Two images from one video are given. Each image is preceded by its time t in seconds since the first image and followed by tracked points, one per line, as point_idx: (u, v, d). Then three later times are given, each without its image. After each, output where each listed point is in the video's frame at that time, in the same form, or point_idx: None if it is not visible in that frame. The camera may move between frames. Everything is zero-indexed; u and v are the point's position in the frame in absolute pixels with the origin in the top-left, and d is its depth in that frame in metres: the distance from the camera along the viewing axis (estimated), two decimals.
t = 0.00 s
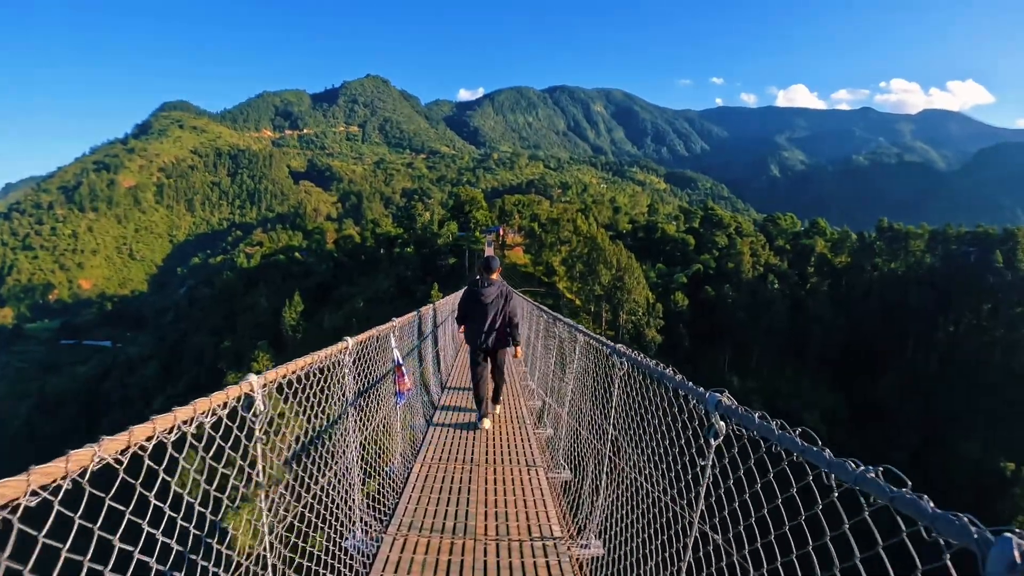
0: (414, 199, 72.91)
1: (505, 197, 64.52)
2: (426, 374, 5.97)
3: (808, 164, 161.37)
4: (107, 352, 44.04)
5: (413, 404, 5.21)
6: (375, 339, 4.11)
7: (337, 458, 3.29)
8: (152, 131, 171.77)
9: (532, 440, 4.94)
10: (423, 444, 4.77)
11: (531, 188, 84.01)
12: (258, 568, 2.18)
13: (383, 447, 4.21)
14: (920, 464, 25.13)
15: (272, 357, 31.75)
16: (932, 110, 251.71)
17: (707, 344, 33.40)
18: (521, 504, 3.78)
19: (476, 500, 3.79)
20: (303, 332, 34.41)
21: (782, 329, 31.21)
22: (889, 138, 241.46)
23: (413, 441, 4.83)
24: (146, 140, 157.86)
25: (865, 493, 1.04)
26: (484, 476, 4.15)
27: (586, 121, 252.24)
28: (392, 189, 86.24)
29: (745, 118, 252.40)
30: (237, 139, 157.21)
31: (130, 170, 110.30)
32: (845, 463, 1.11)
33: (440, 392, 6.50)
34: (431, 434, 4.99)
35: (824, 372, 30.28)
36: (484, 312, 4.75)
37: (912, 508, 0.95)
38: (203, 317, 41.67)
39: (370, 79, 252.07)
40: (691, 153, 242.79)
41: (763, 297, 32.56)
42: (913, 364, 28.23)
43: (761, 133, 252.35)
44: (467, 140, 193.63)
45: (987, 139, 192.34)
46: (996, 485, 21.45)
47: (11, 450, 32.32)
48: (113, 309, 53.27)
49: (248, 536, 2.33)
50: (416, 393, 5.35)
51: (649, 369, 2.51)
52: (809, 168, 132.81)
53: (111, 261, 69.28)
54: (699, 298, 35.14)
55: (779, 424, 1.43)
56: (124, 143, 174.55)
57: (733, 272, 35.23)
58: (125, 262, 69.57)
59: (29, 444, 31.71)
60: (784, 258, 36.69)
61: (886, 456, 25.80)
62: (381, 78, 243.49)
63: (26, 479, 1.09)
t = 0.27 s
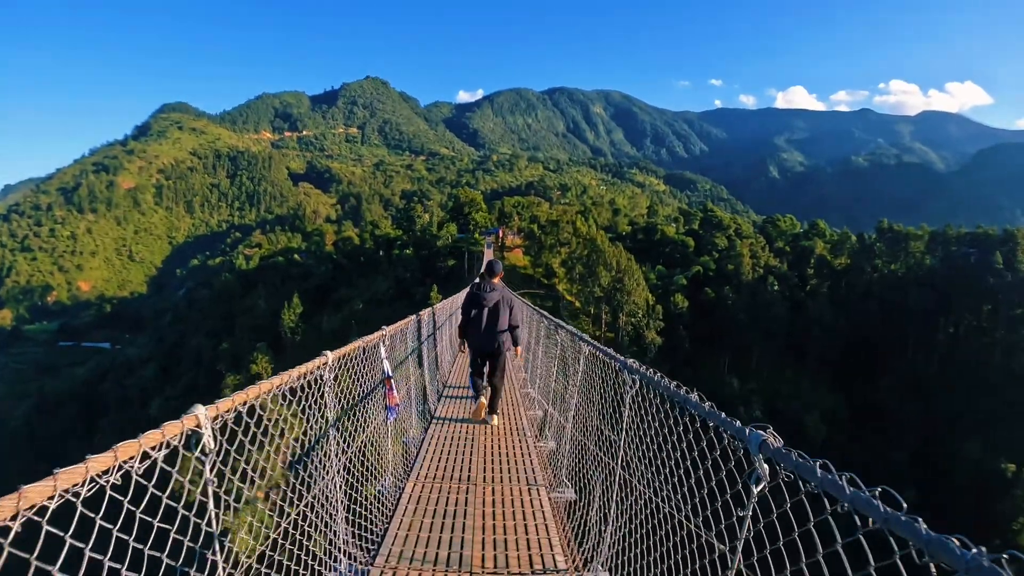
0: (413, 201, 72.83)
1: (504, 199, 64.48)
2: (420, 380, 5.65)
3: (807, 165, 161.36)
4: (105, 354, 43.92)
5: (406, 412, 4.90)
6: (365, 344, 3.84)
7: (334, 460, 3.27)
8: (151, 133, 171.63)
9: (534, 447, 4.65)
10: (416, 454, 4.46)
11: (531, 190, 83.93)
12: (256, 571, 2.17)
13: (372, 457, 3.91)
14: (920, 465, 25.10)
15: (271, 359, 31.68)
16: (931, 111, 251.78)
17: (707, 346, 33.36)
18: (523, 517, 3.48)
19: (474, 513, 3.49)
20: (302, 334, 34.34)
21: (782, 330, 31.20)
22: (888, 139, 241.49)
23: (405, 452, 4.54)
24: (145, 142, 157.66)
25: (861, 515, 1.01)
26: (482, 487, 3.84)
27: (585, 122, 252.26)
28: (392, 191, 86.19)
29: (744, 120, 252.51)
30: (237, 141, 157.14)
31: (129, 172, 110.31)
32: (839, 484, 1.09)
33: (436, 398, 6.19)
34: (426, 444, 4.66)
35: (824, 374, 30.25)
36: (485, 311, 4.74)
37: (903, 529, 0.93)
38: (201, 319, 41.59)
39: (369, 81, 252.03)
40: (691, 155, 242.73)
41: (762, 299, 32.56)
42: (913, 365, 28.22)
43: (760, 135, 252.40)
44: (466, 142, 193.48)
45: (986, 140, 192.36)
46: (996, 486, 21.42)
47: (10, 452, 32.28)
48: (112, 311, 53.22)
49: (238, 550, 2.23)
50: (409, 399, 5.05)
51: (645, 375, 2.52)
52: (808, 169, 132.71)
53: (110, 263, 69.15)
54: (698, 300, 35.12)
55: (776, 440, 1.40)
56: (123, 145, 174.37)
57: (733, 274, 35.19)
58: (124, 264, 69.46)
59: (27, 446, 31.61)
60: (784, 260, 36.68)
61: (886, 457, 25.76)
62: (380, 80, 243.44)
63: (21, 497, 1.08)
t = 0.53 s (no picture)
0: (414, 202, 72.86)
1: (505, 200, 64.48)
2: (418, 387, 5.49)
3: (808, 166, 161.47)
4: (105, 355, 43.92)
5: (403, 421, 4.73)
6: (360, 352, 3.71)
7: (338, 462, 3.28)
8: (152, 134, 171.81)
9: (538, 460, 4.48)
10: (414, 469, 4.28)
11: (531, 191, 83.92)
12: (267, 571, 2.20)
13: (369, 470, 3.75)
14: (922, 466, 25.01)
15: (271, 360, 31.65)
16: (932, 112, 251.49)
17: (707, 347, 33.37)
18: (529, 538, 3.32)
19: (475, 532, 3.32)
20: (302, 335, 34.33)
21: (783, 331, 31.17)
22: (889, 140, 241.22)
23: (403, 464, 4.37)
24: (146, 143, 157.85)
25: (900, 535, 0.93)
26: (485, 505, 3.68)
27: (585, 124, 252.29)
28: (393, 192, 86.25)
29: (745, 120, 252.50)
30: (237, 143, 157.25)
31: (130, 174, 110.54)
32: (874, 500, 1.01)
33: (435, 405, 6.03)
34: (424, 456, 4.49)
35: (826, 374, 30.18)
36: (485, 314, 4.74)
37: (944, 548, 0.84)
38: (202, 320, 41.59)
39: (370, 82, 252.20)
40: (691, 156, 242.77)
41: (764, 300, 32.53)
42: (916, 366, 28.17)
43: (761, 136, 252.35)
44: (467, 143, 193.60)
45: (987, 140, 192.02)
46: (998, 487, 21.37)
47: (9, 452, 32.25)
48: (113, 312, 53.27)
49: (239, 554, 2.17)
50: (407, 407, 4.88)
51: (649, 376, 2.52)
52: (809, 170, 132.62)
53: (110, 264, 69.24)
54: (699, 301, 35.07)
55: (798, 448, 1.31)
56: (124, 147, 174.56)
57: (734, 275, 35.11)
58: (124, 266, 69.53)
59: (27, 448, 31.58)
60: (786, 261, 36.65)
61: (888, 458, 25.66)
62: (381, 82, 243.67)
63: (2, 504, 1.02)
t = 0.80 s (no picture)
0: (414, 203, 72.91)
1: (506, 201, 64.50)
2: (416, 389, 5.29)
3: (809, 167, 161.36)
4: (106, 355, 43.97)
5: (399, 428, 4.53)
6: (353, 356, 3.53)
7: (338, 460, 3.28)
8: (153, 134, 172.03)
9: (541, 471, 4.24)
10: (408, 479, 4.06)
11: (532, 191, 83.95)
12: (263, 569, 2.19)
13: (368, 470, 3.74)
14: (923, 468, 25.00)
15: (272, 361, 31.65)
16: (933, 113, 251.35)
17: (708, 347, 33.37)
18: (529, 535, 3.31)
19: (471, 550, 3.09)
20: (303, 336, 34.33)
21: (784, 332, 31.16)
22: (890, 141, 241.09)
23: (396, 474, 4.14)
24: (147, 143, 158.06)
25: (871, 521, 0.96)
26: (483, 519, 3.45)
27: (586, 125, 252.29)
28: (393, 193, 86.30)
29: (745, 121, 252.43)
30: (238, 143, 157.32)
31: (131, 174, 110.68)
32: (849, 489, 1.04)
33: (433, 410, 5.78)
34: (421, 466, 4.27)
35: (827, 375, 30.15)
36: (484, 314, 4.71)
37: (914, 535, 0.87)
38: (203, 320, 41.62)
39: (371, 82, 252.29)
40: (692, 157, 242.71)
41: (765, 301, 32.52)
42: (917, 367, 28.16)
43: (761, 137, 252.28)
44: (468, 143, 193.67)
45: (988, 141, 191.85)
46: (999, 489, 21.38)
47: (9, 452, 32.25)
48: (113, 312, 53.29)
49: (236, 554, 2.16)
50: (405, 410, 4.85)
51: (642, 375, 2.52)
52: (810, 171, 132.56)
53: (111, 263, 69.29)
54: (700, 302, 35.05)
55: (775, 439, 1.35)
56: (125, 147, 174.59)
57: (735, 276, 35.09)
58: (125, 266, 69.57)
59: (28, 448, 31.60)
60: (787, 262, 36.63)
61: (889, 459, 25.62)
62: (382, 82, 243.75)
63: (11, 499, 1.04)
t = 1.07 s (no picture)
0: (413, 203, 72.83)
1: (505, 201, 64.43)
2: (408, 395, 5.07)
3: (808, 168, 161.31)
4: (104, 355, 43.92)
5: (388, 438, 4.35)
6: (337, 361, 3.31)
7: (332, 462, 3.23)
8: (152, 134, 171.95)
9: (538, 486, 4.05)
10: (398, 492, 3.88)
11: (531, 192, 83.87)
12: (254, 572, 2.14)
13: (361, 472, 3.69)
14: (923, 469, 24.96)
15: (270, 361, 31.54)
16: (932, 114, 251.42)
17: (707, 348, 33.35)
18: (524, 542, 3.26)
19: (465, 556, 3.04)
20: (301, 336, 34.23)
21: (784, 333, 31.13)
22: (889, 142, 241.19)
23: (384, 488, 3.95)
24: (147, 144, 158.13)
25: (868, 524, 0.95)
26: (479, 526, 3.39)
27: (585, 125, 252.29)
28: (392, 193, 86.18)
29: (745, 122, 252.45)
30: (237, 143, 157.23)
31: (130, 174, 110.66)
32: (852, 499, 0.99)
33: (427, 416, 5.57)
34: (411, 477, 4.08)
35: (827, 376, 30.12)
36: (483, 315, 4.67)
37: (924, 551, 0.83)
38: (201, 321, 41.56)
39: (370, 83, 252.21)
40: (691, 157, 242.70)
41: (764, 302, 32.48)
42: (916, 367, 28.15)
43: (761, 137, 252.30)
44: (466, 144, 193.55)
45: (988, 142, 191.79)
46: (998, 490, 21.38)
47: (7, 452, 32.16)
48: (111, 312, 53.21)
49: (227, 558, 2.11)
50: (401, 410, 4.80)
51: (638, 376, 2.46)
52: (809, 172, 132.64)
53: (110, 263, 69.23)
54: (699, 303, 35.03)
55: (768, 441, 1.31)
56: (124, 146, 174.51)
57: (735, 277, 35.05)
58: (124, 266, 69.47)
59: (25, 449, 31.51)
60: (786, 263, 36.62)
61: (889, 460, 25.58)
62: (381, 82, 243.68)
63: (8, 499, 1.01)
